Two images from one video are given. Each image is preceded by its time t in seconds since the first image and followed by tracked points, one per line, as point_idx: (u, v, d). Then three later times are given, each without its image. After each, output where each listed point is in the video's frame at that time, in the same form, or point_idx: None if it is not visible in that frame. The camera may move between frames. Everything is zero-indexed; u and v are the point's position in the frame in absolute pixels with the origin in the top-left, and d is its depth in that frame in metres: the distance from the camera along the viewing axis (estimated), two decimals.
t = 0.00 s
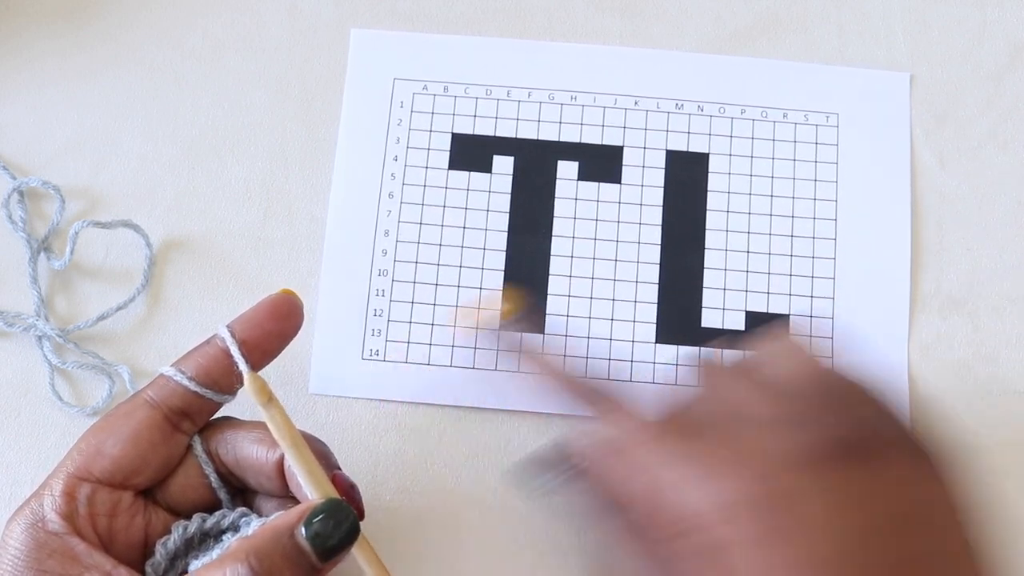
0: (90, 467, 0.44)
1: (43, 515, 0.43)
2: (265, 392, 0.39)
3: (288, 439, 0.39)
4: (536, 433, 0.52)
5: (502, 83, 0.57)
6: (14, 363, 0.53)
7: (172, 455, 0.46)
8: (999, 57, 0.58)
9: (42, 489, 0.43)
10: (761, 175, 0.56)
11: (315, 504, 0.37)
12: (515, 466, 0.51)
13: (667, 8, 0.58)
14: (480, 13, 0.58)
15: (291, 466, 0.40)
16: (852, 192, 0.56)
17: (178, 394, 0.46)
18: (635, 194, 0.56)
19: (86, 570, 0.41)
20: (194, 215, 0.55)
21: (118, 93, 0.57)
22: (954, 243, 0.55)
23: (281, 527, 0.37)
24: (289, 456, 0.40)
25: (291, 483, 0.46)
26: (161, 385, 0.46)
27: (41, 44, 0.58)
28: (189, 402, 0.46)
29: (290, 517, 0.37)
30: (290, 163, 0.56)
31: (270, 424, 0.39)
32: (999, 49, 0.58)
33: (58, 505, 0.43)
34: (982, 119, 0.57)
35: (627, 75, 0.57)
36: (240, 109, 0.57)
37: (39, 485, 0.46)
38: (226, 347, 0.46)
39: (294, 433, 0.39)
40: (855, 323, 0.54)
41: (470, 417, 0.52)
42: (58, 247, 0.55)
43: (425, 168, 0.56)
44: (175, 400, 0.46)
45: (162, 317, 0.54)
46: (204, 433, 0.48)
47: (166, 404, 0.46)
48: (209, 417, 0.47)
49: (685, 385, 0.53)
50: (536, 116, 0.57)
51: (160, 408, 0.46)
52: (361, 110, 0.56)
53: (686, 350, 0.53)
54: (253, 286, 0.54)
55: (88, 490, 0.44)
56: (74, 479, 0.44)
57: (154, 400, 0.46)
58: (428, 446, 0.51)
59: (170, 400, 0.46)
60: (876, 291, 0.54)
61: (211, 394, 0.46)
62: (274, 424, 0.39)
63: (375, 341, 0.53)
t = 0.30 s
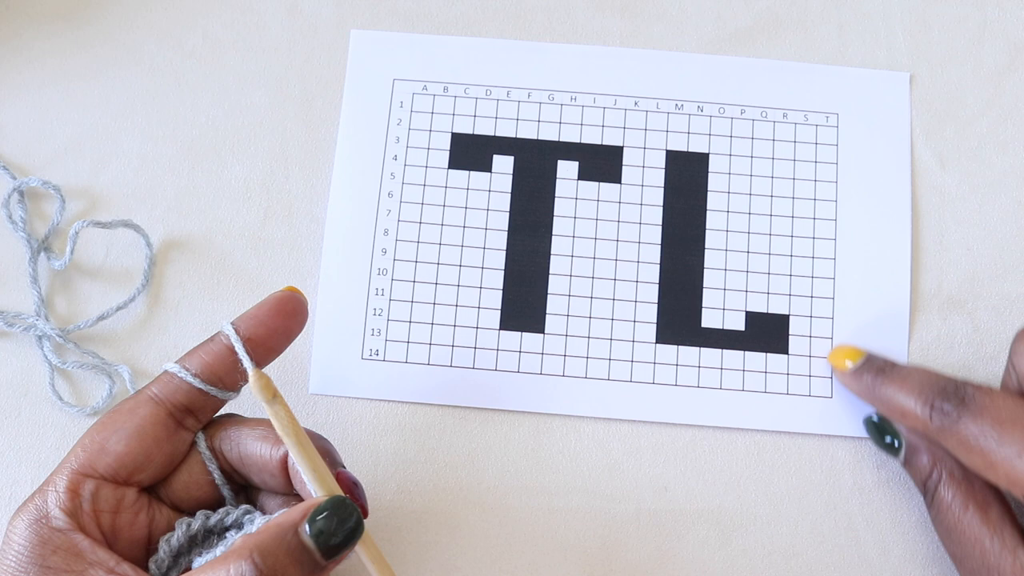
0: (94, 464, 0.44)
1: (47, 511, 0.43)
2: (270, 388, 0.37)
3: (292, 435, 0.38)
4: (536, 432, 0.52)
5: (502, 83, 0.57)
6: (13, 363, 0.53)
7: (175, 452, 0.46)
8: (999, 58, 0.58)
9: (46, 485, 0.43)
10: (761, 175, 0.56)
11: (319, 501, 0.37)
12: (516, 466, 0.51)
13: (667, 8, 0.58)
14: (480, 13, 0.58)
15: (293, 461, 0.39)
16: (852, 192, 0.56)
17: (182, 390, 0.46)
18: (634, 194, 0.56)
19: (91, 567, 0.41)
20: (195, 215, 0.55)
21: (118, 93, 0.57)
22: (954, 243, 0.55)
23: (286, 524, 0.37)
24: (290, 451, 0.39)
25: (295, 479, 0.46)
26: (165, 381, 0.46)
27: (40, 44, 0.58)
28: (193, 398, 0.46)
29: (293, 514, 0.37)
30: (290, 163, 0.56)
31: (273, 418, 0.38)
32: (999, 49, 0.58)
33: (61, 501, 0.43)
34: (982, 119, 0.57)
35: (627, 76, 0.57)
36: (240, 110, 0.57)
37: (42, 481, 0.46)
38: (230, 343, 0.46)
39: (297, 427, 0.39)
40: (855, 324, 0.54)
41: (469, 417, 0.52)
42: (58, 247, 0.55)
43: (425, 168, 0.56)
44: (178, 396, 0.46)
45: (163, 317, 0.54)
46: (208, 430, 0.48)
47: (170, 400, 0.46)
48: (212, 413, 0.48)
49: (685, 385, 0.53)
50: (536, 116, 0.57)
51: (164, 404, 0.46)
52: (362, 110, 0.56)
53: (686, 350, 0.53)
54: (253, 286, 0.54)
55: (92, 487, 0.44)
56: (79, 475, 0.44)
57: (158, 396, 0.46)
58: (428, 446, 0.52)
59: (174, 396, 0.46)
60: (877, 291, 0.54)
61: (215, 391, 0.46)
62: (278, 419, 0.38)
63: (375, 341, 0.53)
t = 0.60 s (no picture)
0: (92, 465, 0.44)
1: (46, 513, 0.43)
2: (269, 389, 0.37)
3: (290, 434, 0.38)
4: (536, 432, 0.52)
5: (502, 83, 0.57)
6: (13, 363, 0.53)
7: (174, 452, 0.46)
8: (999, 58, 0.58)
9: (44, 487, 0.43)
10: (761, 175, 0.56)
11: (318, 501, 0.37)
12: (516, 466, 0.51)
13: (668, 8, 0.58)
14: (480, 13, 0.58)
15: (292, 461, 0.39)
16: (852, 193, 0.56)
17: (180, 391, 0.46)
18: (634, 194, 0.56)
19: (89, 568, 0.41)
20: (195, 215, 0.55)
21: (118, 93, 0.57)
22: (954, 243, 0.55)
23: (285, 524, 0.37)
24: (290, 451, 0.39)
25: (294, 479, 0.46)
26: (163, 382, 0.46)
27: (40, 44, 0.58)
28: (191, 398, 0.46)
29: (292, 513, 0.37)
30: (290, 163, 0.56)
31: (272, 418, 0.38)
32: (999, 49, 0.58)
33: (60, 503, 0.43)
34: (982, 119, 0.57)
35: (627, 76, 0.57)
36: (240, 110, 0.57)
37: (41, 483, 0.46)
38: (228, 344, 0.46)
39: (296, 428, 0.38)
40: (854, 324, 0.54)
41: (469, 417, 0.52)
42: (58, 247, 0.55)
43: (425, 168, 0.56)
44: (176, 397, 0.46)
45: (163, 317, 0.54)
46: (206, 431, 0.48)
47: (168, 401, 0.46)
48: (210, 414, 0.48)
49: (684, 385, 0.53)
50: (535, 116, 0.57)
51: (162, 405, 0.46)
52: (362, 111, 0.56)
53: (686, 350, 0.53)
54: (253, 286, 0.54)
55: (91, 488, 0.44)
56: (77, 476, 0.44)
57: (156, 397, 0.46)
58: (428, 446, 0.52)
59: (171, 397, 0.46)
60: (877, 291, 0.54)
61: (213, 392, 0.46)
62: (277, 419, 0.38)
63: (374, 341, 0.53)
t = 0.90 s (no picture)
0: (91, 465, 0.44)
1: (45, 513, 0.43)
2: (268, 391, 0.37)
3: (289, 435, 0.38)
4: (536, 432, 0.52)
5: (502, 83, 0.57)
6: (13, 363, 0.53)
7: (172, 453, 0.46)
8: (999, 58, 0.58)
9: (43, 487, 0.43)
10: (761, 175, 0.56)
11: (317, 502, 0.37)
12: (516, 466, 0.51)
13: (668, 8, 0.58)
14: (480, 13, 0.58)
15: (292, 461, 0.39)
16: (851, 193, 0.56)
17: (179, 392, 0.46)
18: (633, 193, 0.56)
19: (88, 569, 0.41)
20: (195, 215, 0.55)
21: (118, 93, 0.57)
22: (954, 243, 0.55)
23: (283, 525, 0.37)
24: (289, 453, 0.39)
25: (292, 480, 0.46)
26: (162, 382, 0.46)
27: (40, 44, 0.58)
28: (189, 399, 0.46)
29: (291, 514, 0.37)
30: (290, 163, 0.56)
31: (271, 420, 0.38)
32: (999, 49, 0.58)
33: (59, 503, 0.43)
34: (982, 119, 0.57)
35: (627, 76, 0.57)
36: (240, 110, 0.57)
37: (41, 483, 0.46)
38: (226, 345, 0.46)
39: (295, 429, 0.39)
40: (854, 324, 0.54)
41: (468, 417, 0.52)
42: (58, 247, 0.55)
43: (425, 168, 0.56)
44: (175, 397, 0.46)
45: (162, 317, 0.54)
46: (205, 431, 0.48)
47: (166, 402, 0.46)
48: (209, 415, 0.48)
49: (684, 386, 0.53)
50: (535, 116, 0.57)
51: (161, 405, 0.46)
52: (361, 111, 0.56)
53: (685, 350, 0.53)
54: (252, 286, 0.54)
55: (89, 488, 0.44)
56: (76, 477, 0.44)
57: (155, 398, 0.46)
58: (428, 446, 0.52)
59: (170, 398, 0.46)
60: (877, 291, 0.54)
61: (211, 392, 0.46)
62: (275, 420, 0.38)
63: (374, 340, 0.53)
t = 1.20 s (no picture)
0: (90, 468, 0.44)
1: (44, 516, 0.43)
2: (267, 394, 0.38)
3: (288, 439, 0.39)
4: (536, 433, 0.52)
5: (502, 83, 0.57)
6: (13, 363, 0.53)
7: (171, 455, 0.46)
8: (999, 58, 0.58)
9: (42, 490, 0.43)
10: (760, 176, 0.56)
11: (316, 505, 0.37)
12: (516, 466, 0.51)
13: (668, 8, 0.58)
14: (480, 13, 0.58)
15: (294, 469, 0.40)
16: (851, 193, 0.56)
17: (178, 394, 0.46)
18: (633, 194, 0.56)
19: (87, 572, 0.41)
20: (195, 215, 0.55)
21: (118, 93, 0.57)
22: (954, 243, 0.55)
23: (282, 529, 0.37)
24: (289, 457, 0.40)
25: (291, 483, 0.46)
26: (160, 385, 0.46)
27: (41, 44, 0.58)
28: (188, 401, 0.46)
29: (290, 517, 0.37)
30: (290, 163, 0.56)
31: (271, 424, 0.39)
32: (999, 49, 0.58)
33: (57, 506, 0.43)
34: (982, 119, 0.57)
35: (627, 76, 0.57)
36: (240, 110, 0.57)
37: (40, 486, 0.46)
38: (225, 346, 0.46)
39: (294, 433, 0.39)
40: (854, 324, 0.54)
41: (468, 417, 0.52)
42: (58, 247, 0.55)
43: (425, 168, 0.56)
44: (174, 400, 0.46)
45: (162, 317, 0.54)
46: (204, 434, 0.48)
47: (165, 404, 0.46)
48: (208, 418, 0.47)
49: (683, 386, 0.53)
50: (535, 116, 0.57)
51: (159, 407, 0.46)
52: (361, 110, 0.56)
53: (684, 350, 0.53)
54: (252, 286, 0.54)
55: (88, 491, 0.44)
56: (75, 479, 0.44)
57: (153, 400, 0.46)
58: (427, 446, 0.52)
59: (169, 400, 0.46)
60: (877, 291, 0.54)
61: (210, 394, 0.46)
62: (275, 424, 0.39)
63: (373, 340, 0.53)
